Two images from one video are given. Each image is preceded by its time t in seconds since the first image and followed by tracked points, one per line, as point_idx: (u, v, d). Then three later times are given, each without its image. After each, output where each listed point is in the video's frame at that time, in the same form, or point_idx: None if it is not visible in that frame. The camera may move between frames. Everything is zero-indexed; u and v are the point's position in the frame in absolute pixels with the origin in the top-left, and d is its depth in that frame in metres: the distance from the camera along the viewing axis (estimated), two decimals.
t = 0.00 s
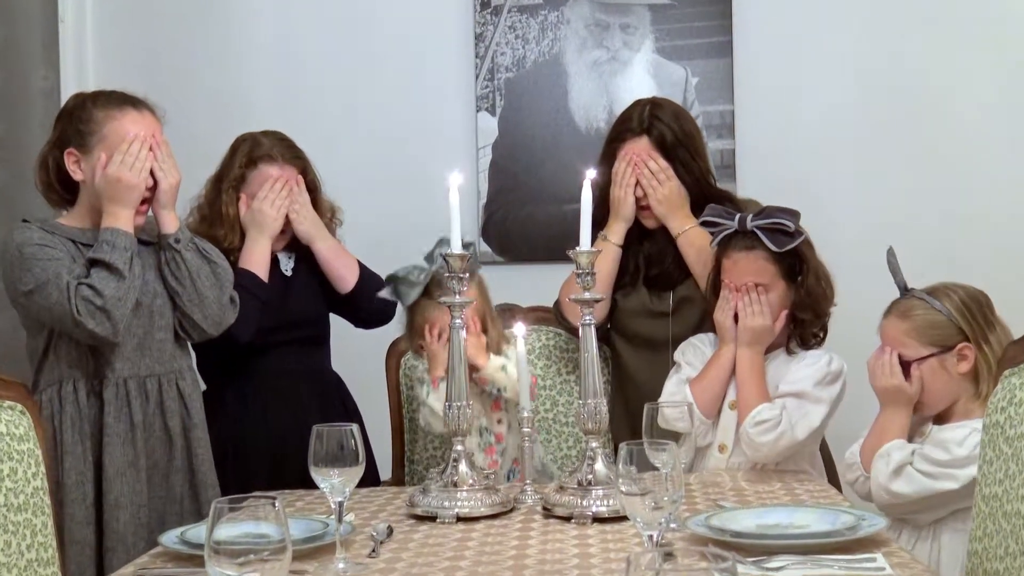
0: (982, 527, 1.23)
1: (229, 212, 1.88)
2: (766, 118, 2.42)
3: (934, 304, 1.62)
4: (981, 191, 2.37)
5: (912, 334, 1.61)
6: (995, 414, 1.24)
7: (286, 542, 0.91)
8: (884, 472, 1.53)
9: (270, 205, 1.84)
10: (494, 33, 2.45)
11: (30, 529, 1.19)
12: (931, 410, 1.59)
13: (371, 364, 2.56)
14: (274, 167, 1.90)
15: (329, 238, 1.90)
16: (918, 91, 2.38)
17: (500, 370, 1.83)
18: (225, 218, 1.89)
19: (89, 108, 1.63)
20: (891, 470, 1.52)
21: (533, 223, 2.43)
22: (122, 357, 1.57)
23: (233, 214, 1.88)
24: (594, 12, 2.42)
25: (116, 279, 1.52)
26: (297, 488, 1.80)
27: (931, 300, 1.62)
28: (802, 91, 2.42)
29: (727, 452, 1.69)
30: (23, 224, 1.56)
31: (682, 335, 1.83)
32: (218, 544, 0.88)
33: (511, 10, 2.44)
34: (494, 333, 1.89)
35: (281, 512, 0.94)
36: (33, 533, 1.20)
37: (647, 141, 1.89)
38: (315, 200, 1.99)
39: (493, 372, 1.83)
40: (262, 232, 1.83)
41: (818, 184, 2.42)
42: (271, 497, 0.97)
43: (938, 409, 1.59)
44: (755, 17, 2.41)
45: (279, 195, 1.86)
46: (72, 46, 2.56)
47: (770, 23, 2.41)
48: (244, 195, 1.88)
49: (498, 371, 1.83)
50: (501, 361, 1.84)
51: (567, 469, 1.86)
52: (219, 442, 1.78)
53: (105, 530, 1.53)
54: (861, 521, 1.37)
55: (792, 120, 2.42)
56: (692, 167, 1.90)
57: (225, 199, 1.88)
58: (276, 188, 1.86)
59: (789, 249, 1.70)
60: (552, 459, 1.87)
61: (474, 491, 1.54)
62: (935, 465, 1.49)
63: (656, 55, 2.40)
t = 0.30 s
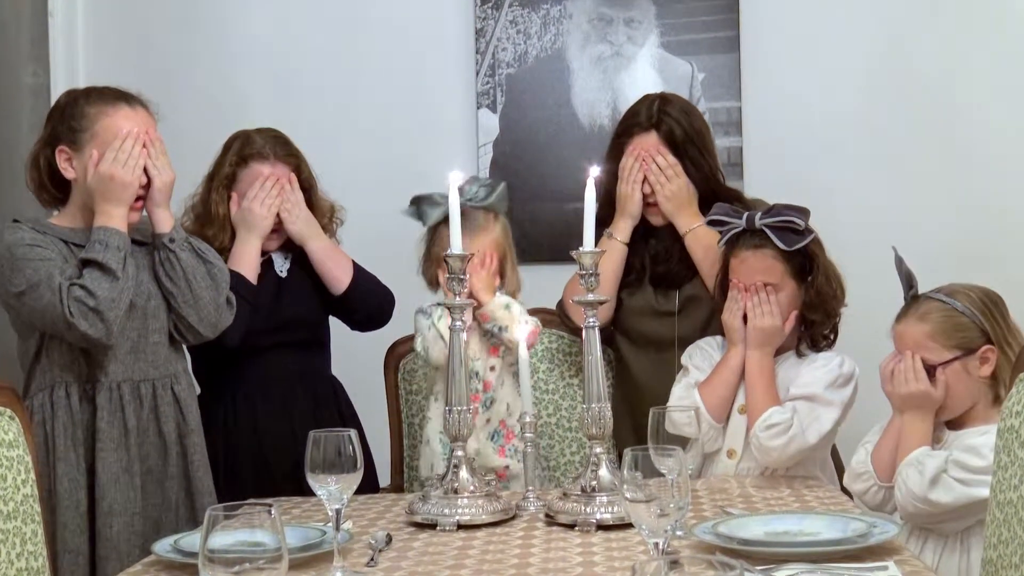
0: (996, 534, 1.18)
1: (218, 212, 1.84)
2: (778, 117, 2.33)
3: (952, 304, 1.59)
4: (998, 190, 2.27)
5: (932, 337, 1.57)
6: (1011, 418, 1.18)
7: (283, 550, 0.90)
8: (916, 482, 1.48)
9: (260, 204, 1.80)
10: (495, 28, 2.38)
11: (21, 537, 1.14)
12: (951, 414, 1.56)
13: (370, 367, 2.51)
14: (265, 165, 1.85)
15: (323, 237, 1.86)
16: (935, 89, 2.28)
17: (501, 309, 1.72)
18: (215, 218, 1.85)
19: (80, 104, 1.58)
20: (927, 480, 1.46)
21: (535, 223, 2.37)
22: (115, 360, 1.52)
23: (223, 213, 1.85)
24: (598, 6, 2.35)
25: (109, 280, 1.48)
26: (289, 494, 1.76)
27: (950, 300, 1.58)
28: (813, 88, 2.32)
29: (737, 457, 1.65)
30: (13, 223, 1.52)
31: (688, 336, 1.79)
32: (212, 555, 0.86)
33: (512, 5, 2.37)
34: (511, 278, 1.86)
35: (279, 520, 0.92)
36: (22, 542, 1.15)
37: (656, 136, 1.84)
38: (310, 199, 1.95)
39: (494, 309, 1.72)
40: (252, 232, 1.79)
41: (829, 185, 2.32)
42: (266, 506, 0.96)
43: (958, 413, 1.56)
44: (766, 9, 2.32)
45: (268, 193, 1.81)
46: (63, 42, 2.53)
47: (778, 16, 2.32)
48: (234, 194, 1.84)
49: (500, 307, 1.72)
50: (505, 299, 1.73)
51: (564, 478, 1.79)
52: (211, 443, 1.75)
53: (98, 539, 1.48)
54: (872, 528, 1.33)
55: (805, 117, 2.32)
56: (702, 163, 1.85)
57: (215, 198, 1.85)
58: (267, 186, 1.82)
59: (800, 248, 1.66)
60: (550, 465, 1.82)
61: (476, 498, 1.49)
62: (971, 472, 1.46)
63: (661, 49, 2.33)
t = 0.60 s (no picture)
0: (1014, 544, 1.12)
1: (211, 216, 1.81)
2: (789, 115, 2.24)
3: (967, 309, 1.54)
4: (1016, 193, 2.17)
5: (946, 342, 1.52)
6: None
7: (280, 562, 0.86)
8: (929, 489, 1.44)
9: (253, 208, 1.76)
10: (496, 26, 2.33)
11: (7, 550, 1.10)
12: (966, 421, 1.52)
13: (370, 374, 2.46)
14: (259, 168, 1.82)
15: (318, 241, 1.82)
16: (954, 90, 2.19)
17: (535, 293, 1.70)
18: (207, 222, 1.81)
19: (70, 105, 1.54)
20: (941, 488, 1.43)
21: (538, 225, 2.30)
22: (105, 369, 1.48)
23: (215, 217, 1.81)
24: (601, 2, 2.29)
25: (98, 287, 1.43)
26: (284, 505, 1.71)
27: (965, 305, 1.54)
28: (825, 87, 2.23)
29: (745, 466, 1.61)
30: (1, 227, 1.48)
31: (697, 342, 1.75)
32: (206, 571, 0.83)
33: (513, 3, 2.32)
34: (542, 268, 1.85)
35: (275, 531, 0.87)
36: (8, 556, 1.11)
37: (662, 136, 1.80)
38: (304, 203, 1.90)
39: (527, 293, 1.70)
40: (246, 237, 1.75)
41: (833, 186, 2.24)
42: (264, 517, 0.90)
43: (972, 420, 1.52)
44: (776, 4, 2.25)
45: (262, 197, 1.77)
46: (53, 42, 2.48)
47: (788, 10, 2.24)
48: (226, 198, 1.81)
49: (532, 291, 1.69)
50: (537, 283, 1.71)
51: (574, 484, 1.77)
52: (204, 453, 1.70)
53: (87, 553, 1.44)
54: (885, 538, 1.28)
55: (817, 116, 2.23)
56: (710, 165, 1.80)
57: (207, 202, 1.81)
58: (260, 190, 1.78)
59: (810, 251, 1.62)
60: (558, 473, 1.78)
61: (477, 509, 1.45)
62: (984, 480, 1.42)
63: (666, 47, 2.27)
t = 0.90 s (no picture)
0: None
1: (208, 224, 1.76)
2: (798, 115, 2.20)
3: (979, 316, 1.49)
4: None
5: (957, 350, 1.47)
6: None
7: None
8: (926, 499, 1.41)
9: (252, 216, 1.72)
10: (497, 26, 2.29)
11: None
12: (976, 431, 1.47)
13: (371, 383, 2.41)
14: (257, 176, 1.78)
15: (316, 249, 1.77)
16: (966, 87, 2.14)
17: (547, 292, 1.65)
18: (204, 231, 1.77)
19: (57, 110, 1.50)
20: (938, 500, 1.39)
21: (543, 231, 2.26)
22: (91, 381, 1.44)
23: (212, 226, 1.76)
24: (605, 2, 2.25)
25: (83, 296, 1.39)
26: (283, 520, 1.67)
27: (977, 312, 1.49)
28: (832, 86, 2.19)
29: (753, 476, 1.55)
30: None
31: (708, 349, 1.70)
32: None
33: (514, 2, 2.28)
34: (556, 264, 1.78)
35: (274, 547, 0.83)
36: None
37: (672, 139, 1.76)
38: (302, 210, 1.87)
39: (538, 292, 1.65)
40: (244, 245, 1.70)
41: (842, 188, 2.19)
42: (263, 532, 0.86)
43: (984, 431, 1.47)
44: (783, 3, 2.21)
45: (262, 205, 1.73)
46: (42, 45, 2.45)
47: (794, 8, 2.20)
48: (224, 206, 1.77)
49: (544, 291, 1.65)
50: (548, 282, 1.66)
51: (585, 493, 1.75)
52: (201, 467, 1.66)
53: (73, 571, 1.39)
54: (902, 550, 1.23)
55: (825, 116, 2.19)
56: (721, 170, 1.76)
57: (204, 210, 1.76)
58: (259, 199, 1.74)
59: (818, 254, 1.56)
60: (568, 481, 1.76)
61: (481, 523, 1.40)
62: (984, 492, 1.38)
63: (672, 48, 2.23)
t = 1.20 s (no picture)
0: None
1: (206, 232, 1.72)
2: (806, 119, 2.16)
3: (990, 326, 1.43)
4: None
5: (967, 360, 1.42)
6: None
7: None
8: (934, 512, 1.37)
9: (252, 224, 1.67)
10: (500, 27, 2.25)
11: None
12: (986, 444, 1.42)
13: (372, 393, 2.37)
14: (255, 182, 1.74)
15: (316, 258, 1.73)
16: (979, 91, 2.11)
17: (524, 301, 1.60)
18: (202, 239, 1.72)
19: (44, 114, 1.46)
20: (945, 513, 1.35)
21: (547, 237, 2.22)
22: (77, 392, 1.40)
23: (210, 233, 1.72)
24: (610, 3, 2.21)
25: (65, 305, 1.35)
26: (282, 535, 1.62)
27: (987, 321, 1.43)
28: (841, 89, 2.15)
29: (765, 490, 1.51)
30: None
31: (718, 360, 1.66)
32: None
33: (518, 4, 2.24)
34: (546, 272, 1.74)
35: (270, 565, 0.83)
36: None
37: (682, 144, 1.72)
38: (301, 217, 1.83)
39: (516, 302, 1.60)
40: (244, 254, 1.66)
41: (852, 193, 2.15)
42: (261, 549, 0.85)
43: (996, 443, 1.42)
44: (791, 4, 2.17)
45: (261, 213, 1.69)
46: (38, 48, 2.42)
47: (802, 9, 2.16)
48: (222, 214, 1.72)
49: (521, 300, 1.60)
50: (526, 290, 1.61)
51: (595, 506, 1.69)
52: (199, 482, 1.62)
53: None
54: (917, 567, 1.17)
55: (834, 119, 2.16)
56: (733, 177, 1.72)
57: (202, 218, 1.72)
58: (259, 206, 1.69)
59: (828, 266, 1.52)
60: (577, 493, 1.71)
61: (485, 538, 1.33)
62: (993, 506, 1.33)
63: (679, 50, 2.19)
